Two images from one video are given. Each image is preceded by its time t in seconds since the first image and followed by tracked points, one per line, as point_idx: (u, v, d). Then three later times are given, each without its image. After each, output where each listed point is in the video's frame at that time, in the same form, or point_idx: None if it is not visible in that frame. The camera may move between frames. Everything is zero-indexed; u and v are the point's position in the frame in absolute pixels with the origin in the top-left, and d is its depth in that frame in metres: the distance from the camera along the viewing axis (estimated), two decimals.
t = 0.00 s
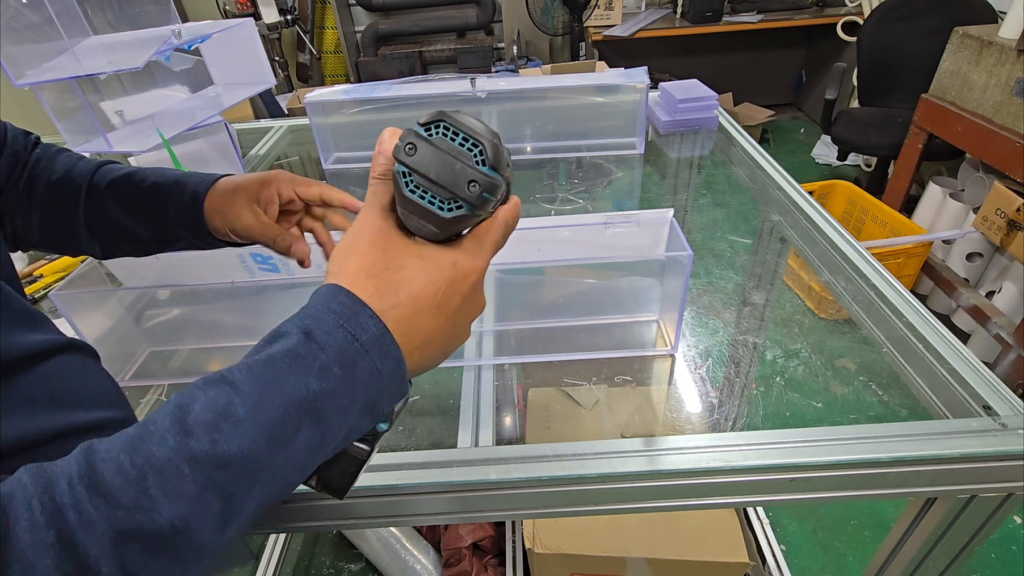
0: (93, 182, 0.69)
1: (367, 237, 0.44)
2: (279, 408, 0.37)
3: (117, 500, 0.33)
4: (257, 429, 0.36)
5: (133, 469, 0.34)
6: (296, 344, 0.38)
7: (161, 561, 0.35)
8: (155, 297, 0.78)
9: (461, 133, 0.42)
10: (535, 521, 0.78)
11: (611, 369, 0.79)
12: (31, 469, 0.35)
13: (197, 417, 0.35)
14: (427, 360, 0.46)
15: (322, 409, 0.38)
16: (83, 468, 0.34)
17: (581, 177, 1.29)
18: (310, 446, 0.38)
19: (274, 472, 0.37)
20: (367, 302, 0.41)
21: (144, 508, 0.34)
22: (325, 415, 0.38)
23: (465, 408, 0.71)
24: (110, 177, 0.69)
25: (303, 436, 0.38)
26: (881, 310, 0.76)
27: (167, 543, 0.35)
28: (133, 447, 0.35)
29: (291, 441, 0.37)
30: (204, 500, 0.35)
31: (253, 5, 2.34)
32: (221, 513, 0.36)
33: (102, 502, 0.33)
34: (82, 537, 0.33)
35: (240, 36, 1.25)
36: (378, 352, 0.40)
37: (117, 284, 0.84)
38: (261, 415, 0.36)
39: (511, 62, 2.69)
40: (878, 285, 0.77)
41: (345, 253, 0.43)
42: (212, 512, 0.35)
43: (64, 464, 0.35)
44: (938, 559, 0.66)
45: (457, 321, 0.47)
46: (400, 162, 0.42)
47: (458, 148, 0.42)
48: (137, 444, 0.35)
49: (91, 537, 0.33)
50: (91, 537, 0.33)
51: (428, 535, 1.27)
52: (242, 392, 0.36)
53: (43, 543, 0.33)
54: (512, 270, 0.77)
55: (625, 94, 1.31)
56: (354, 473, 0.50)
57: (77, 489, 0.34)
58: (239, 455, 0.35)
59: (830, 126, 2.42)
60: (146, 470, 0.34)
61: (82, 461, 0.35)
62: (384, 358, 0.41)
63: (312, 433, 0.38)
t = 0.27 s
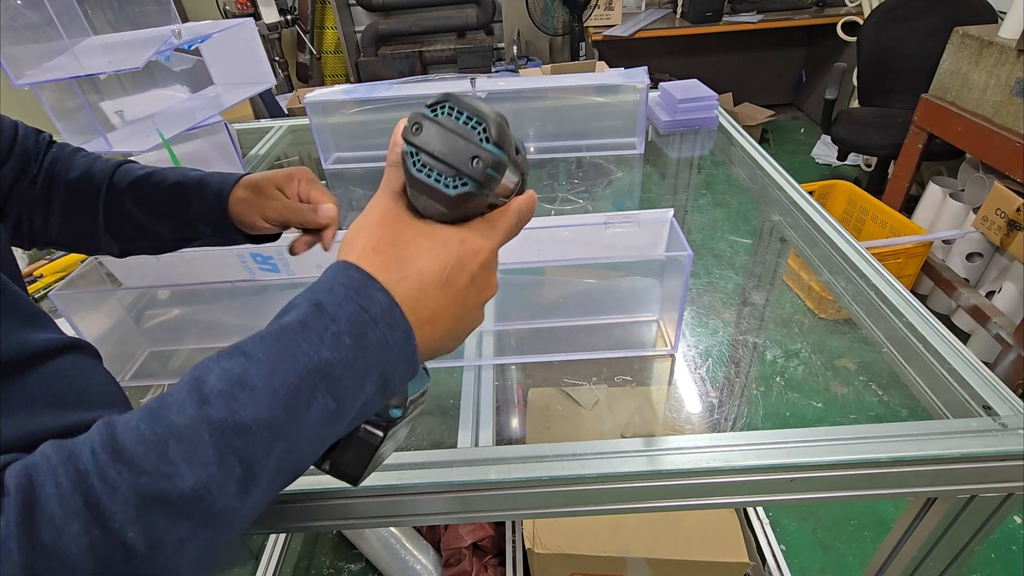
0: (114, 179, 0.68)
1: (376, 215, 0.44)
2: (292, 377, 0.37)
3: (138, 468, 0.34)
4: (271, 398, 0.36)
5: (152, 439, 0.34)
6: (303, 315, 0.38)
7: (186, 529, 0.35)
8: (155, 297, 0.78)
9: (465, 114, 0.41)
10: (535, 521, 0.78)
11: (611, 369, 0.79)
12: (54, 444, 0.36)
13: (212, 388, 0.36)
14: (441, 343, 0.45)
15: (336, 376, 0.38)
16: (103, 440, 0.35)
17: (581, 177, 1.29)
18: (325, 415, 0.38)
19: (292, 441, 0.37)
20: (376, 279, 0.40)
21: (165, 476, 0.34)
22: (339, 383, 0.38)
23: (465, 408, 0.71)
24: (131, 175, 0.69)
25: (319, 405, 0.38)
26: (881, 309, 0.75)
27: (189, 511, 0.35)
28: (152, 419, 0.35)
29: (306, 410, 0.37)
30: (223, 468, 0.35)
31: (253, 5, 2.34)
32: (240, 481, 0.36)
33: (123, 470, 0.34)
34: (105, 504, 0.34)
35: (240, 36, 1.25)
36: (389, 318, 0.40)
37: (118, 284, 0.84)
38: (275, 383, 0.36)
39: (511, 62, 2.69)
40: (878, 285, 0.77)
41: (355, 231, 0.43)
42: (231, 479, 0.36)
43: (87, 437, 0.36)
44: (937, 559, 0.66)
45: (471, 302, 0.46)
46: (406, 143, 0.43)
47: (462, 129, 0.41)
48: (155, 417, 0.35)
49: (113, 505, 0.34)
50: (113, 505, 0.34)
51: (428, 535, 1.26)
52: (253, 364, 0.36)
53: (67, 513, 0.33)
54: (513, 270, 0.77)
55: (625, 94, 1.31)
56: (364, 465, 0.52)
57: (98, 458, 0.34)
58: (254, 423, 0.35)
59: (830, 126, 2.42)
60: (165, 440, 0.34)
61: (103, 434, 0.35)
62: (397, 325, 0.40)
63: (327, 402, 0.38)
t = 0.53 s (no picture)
0: (177, 172, 0.65)
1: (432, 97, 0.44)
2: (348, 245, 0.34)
3: (184, 346, 0.30)
4: (327, 269, 0.33)
5: (196, 315, 0.30)
6: (353, 181, 0.35)
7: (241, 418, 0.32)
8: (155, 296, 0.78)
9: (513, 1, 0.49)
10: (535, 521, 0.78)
11: (611, 369, 0.79)
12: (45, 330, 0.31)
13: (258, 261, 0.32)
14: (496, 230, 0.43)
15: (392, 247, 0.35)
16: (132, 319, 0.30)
17: (581, 177, 1.30)
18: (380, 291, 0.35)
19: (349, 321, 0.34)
20: (445, 139, 0.38)
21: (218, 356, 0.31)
22: (396, 255, 0.35)
23: (465, 408, 0.71)
24: (144, 156, 0.66)
25: (376, 278, 0.35)
26: (880, 309, 0.75)
27: (244, 394, 0.31)
28: (190, 293, 0.31)
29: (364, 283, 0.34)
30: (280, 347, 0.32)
31: (253, 5, 2.34)
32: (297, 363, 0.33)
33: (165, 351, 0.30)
34: (146, 390, 0.29)
35: (240, 36, 1.26)
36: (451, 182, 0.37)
37: (117, 284, 0.84)
38: (330, 256, 0.33)
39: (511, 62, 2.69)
40: (878, 285, 0.77)
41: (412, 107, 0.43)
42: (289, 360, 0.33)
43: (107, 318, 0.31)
44: (937, 559, 0.66)
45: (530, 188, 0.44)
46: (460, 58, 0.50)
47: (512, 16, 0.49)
48: (192, 292, 0.31)
49: (156, 389, 0.30)
50: (158, 388, 0.30)
51: (429, 535, 1.26)
52: (303, 231, 0.33)
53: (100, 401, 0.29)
54: (512, 270, 0.77)
55: (625, 94, 1.31)
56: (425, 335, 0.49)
57: (96, 345, 0.30)
58: (311, 296, 0.33)
59: (830, 127, 2.42)
60: (211, 315, 0.31)
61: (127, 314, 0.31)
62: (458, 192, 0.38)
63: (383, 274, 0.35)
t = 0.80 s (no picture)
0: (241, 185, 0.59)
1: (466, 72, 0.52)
2: (421, 162, 0.37)
3: (273, 221, 0.31)
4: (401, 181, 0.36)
5: (285, 192, 0.31)
6: (428, 106, 0.38)
7: (305, 310, 0.33)
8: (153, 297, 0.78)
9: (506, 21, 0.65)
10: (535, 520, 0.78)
11: (611, 369, 0.79)
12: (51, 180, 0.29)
13: (344, 156, 0.34)
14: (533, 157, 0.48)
15: (452, 178, 0.39)
16: (219, 183, 0.30)
17: (580, 177, 1.30)
18: (435, 219, 0.39)
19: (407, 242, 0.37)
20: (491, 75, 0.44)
21: (304, 237, 0.32)
22: (455, 185, 0.39)
23: (466, 408, 0.72)
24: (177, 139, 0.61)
25: (435, 204, 0.38)
26: (880, 309, 0.75)
27: (317, 285, 0.33)
28: (277, 170, 0.32)
29: (424, 205, 0.37)
30: (354, 247, 0.34)
31: (253, 5, 2.34)
32: (362, 271, 0.35)
33: (257, 222, 0.30)
34: (236, 259, 0.30)
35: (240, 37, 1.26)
36: (507, 128, 0.42)
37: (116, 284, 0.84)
38: (377, 152, 0.35)
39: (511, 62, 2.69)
40: (878, 285, 0.77)
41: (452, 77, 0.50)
42: (358, 261, 0.35)
43: (189, 173, 0.30)
44: (938, 559, 0.66)
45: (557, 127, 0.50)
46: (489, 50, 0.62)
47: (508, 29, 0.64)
48: (281, 171, 0.32)
49: (245, 260, 0.30)
50: (246, 259, 0.30)
51: (429, 535, 1.26)
52: (370, 141, 0.35)
53: (186, 260, 0.29)
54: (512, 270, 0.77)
55: (625, 95, 1.31)
56: (492, 228, 0.52)
57: (118, 210, 0.28)
58: (354, 186, 0.34)
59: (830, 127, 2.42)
60: (301, 196, 0.32)
61: (214, 174, 0.30)
62: (509, 143, 0.43)
63: (442, 202, 0.39)
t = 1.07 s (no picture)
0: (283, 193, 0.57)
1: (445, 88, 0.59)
2: (400, 120, 0.41)
3: (265, 147, 0.33)
4: (383, 132, 0.39)
5: (276, 124, 0.34)
6: (405, 77, 0.43)
7: (291, 241, 0.35)
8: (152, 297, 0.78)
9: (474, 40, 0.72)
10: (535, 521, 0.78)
11: (611, 369, 0.78)
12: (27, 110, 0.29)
13: (330, 105, 0.37)
14: (512, 145, 0.55)
15: (430, 141, 0.43)
16: (212, 107, 0.32)
17: (580, 177, 1.30)
18: (412, 175, 0.42)
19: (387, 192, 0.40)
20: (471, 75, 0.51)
21: (302, 172, 0.35)
22: (434, 145, 0.43)
23: (465, 407, 0.72)
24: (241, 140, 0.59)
25: (414, 161, 0.42)
26: (880, 309, 0.76)
27: (303, 218, 0.35)
28: (266, 105, 0.34)
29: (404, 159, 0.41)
30: (338, 186, 0.37)
31: (253, 5, 2.33)
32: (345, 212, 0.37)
33: (250, 146, 0.33)
34: (229, 176, 0.31)
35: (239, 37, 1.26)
36: (481, 107, 0.48)
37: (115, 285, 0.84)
38: (367, 113, 0.39)
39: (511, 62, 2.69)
40: (878, 285, 0.78)
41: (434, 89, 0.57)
42: (342, 203, 0.37)
43: (180, 98, 0.32)
44: (938, 558, 0.66)
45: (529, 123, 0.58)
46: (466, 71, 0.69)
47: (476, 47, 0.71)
48: (271, 108, 0.35)
49: (237, 178, 0.32)
50: (239, 178, 0.32)
51: (428, 535, 1.26)
52: (359, 103, 0.39)
53: (179, 172, 0.30)
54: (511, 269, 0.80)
55: (625, 94, 1.31)
56: (477, 204, 0.53)
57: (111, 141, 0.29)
58: (347, 139, 0.37)
59: (830, 126, 2.42)
60: (291, 129, 0.35)
61: (206, 100, 0.32)
62: (480, 120, 0.48)
63: (420, 161, 0.42)
